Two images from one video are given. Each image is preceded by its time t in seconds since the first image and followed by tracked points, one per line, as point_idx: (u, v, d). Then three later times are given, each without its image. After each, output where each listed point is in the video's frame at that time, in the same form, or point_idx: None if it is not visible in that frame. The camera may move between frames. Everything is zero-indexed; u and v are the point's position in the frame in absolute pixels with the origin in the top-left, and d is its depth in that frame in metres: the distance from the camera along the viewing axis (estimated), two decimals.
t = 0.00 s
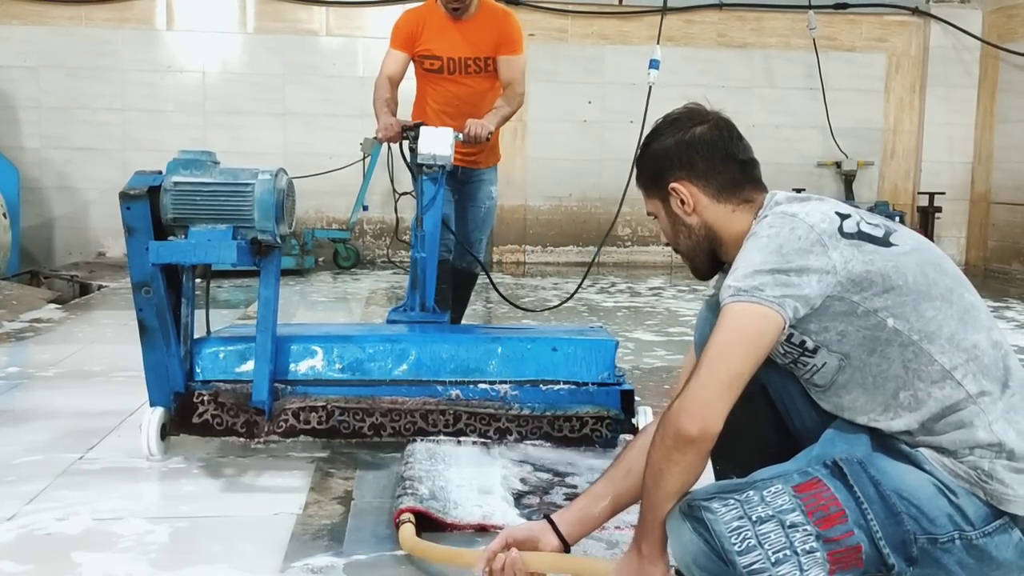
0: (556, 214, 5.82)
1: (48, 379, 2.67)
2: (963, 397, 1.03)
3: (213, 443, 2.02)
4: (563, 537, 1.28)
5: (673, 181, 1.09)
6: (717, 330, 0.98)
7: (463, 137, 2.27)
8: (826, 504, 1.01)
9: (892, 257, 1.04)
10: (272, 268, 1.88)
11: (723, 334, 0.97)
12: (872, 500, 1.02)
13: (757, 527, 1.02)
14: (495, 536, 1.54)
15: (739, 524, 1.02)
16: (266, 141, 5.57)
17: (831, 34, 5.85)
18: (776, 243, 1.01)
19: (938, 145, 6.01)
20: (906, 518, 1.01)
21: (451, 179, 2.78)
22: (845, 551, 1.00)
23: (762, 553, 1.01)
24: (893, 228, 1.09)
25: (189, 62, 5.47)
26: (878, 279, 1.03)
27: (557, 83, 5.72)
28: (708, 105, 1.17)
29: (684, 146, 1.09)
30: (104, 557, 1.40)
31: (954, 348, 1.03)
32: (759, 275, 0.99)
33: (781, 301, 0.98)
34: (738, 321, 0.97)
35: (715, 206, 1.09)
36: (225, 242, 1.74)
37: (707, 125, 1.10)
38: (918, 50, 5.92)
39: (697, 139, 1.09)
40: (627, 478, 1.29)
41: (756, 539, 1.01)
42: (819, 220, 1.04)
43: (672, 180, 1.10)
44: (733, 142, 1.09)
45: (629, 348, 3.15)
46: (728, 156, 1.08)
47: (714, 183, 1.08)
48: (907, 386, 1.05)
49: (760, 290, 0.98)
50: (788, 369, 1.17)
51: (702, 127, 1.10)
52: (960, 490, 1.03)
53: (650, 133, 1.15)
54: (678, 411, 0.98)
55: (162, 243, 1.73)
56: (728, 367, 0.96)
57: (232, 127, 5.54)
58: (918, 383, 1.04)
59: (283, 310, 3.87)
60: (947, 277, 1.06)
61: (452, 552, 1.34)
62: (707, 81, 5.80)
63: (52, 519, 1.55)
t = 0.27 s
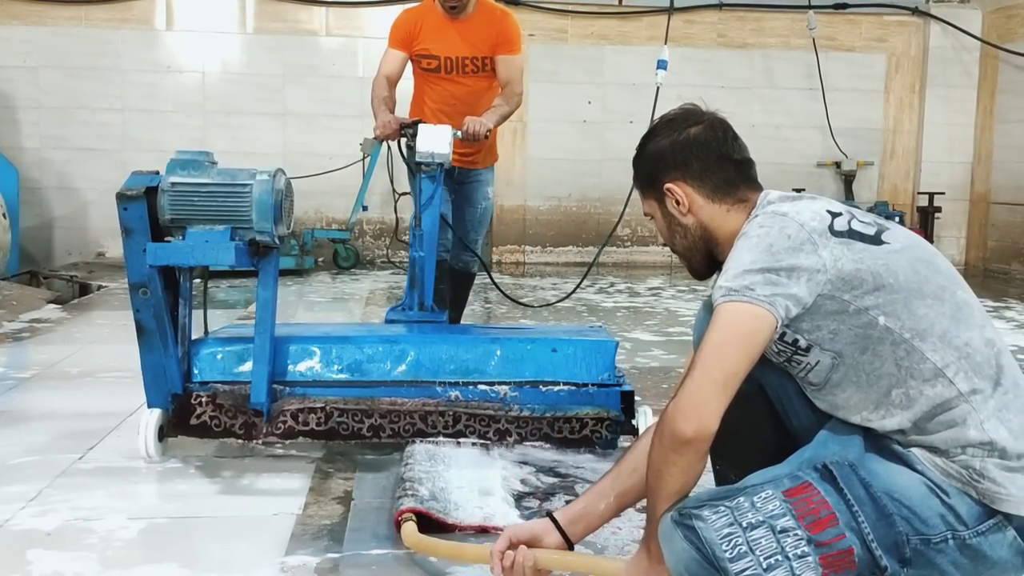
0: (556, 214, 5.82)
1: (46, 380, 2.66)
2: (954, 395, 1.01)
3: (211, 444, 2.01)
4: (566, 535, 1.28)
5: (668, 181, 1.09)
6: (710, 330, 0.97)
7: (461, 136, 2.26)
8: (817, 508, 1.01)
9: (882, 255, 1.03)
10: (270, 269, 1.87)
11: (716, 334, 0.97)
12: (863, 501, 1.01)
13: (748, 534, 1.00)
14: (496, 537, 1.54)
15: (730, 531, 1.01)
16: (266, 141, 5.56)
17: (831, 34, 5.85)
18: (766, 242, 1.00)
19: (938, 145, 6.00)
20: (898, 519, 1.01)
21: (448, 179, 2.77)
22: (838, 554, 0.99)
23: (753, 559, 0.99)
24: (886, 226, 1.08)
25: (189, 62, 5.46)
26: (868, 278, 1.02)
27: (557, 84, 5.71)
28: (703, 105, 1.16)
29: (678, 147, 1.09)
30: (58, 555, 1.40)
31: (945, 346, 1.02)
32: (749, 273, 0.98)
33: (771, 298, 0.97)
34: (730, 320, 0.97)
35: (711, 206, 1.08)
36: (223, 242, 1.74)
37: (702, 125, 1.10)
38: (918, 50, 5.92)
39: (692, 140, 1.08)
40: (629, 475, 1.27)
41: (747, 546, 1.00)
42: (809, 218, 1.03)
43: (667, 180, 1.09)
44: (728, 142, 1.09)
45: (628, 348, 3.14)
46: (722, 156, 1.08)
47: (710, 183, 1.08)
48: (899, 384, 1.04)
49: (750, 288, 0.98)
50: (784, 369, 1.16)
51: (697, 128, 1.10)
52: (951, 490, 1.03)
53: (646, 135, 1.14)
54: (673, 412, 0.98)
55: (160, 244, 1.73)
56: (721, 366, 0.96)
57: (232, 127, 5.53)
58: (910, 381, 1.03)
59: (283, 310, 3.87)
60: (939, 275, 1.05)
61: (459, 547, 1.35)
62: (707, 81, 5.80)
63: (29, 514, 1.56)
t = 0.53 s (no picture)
0: (555, 213, 5.81)
1: (44, 380, 2.66)
2: (949, 393, 1.01)
3: (206, 448, 1.99)
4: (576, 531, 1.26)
5: (664, 182, 1.09)
6: (706, 325, 0.97)
7: (458, 136, 2.26)
8: (817, 508, 1.00)
9: (876, 253, 1.03)
10: (267, 269, 1.87)
11: (712, 329, 0.96)
12: (863, 502, 1.01)
13: (749, 535, 1.00)
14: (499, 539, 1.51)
15: (731, 533, 1.00)
16: (264, 140, 5.55)
17: (831, 34, 5.84)
18: (761, 241, 1.00)
19: (937, 144, 6.00)
20: (899, 519, 1.00)
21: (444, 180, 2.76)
22: (840, 554, 0.98)
23: (756, 560, 0.99)
24: (880, 224, 1.08)
25: (188, 62, 5.45)
26: (863, 276, 1.02)
27: (557, 83, 5.71)
28: (698, 106, 1.16)
29: (672, 147, 1.09)
30: (34, 554, 1.40)
31: (940, 344, 1.02)
32: (744, 271, 0.98)
33: (766, 295, 0.97)
34: (726, 315, 0.96)
35: (707, 206, 1.08)
36: (219, 242, 1.73)
37: (696, 125, 1.10)
38: (917, 50, 5.92)
39: (686, 139, 1.08)
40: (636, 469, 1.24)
41: (749, 547, 0.99)
42: (804, 217, 1.03)
43: (663, 180, 1.09)
44: (723, 140, 1.08)
45: (627, 347, 3.14)
46: (717, 155, 1.07)
47: (704, 182, 1.07)
48: (894, 382, 1.04)
49: (746, 285, 0.97)
50: (782, 368, 1.16)
51: (692, 127, 1.09)
52: (951, 491, 1.03)
53: (641, 134, 1.14)
54: (669, 406, 0.98)
55: (155, 244, 1.72)
56: (717, 360, 0.95)
57: (231, 126, 5.52)
58: (905, 379, 1.03)
59: (282, 310, 3.86)
60: (933, 273, 1.05)
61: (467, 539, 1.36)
62: (706, 81, 5.80)
63: (6, 512, 1.58)
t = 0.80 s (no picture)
0: (554, 212, 5.80)
1: (43, 380, 2.64)
2: (953, 393, 1.00)
3: (202, 448, 1.99)
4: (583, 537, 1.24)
5: (665, 181, 1.08)
6: (711, 325, 0.96)
7: (454, 135, 2.25)
8: (820, 505, 0.99)
9: (881, 252, 1.02)
10: (264, 269, 1.85)
11: (717, 330, 0.95)
12: (867, 500, 1.00)
13: (752, 531, 0.99)
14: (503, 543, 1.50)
15: (734, 529, 0.99)
16: (264, 140, 5.54)
17: (830, 33, 5.83)
18: (765, 240, 0.99)
19: (936, 143, 5.99)
20: (902, 518, 0.99)
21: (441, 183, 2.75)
22: (841, 552, 0.98)
23: (757, 557, 0.98)
24: (885, 224, 1.07)
25: (187, 61, 5.44)
26: (868, 276, 1.00)
27: (556, 82, 5.70)
28: (699, 105, 1.15)
29: (674, 146, 1.07)
30: (31, 555, 1.40)
31: (944, 344, 1.01)
32: (748, 271, 0.97)
33: (771, 296, 0.96)
34: (730, 316, 0.95)
35: (710, 205, 1.07)
36: (215, 242, 1.72)
37: (697, 124, 1.09)
38: (916, 49, 5.91)
39: (688, 138, 1.07)
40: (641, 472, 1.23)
41: (751, 543, 0.98)
42: (808, 216, 1.02)
43: (664, 179, 1.08)
44: (725, 139, 1.07)
45: (626, 347, 3.13)
46: (720, 153, 1.06)
47: (707, 181, 1.06)
48: (898, 382, 1.03)
49: (750, 285, 0.96)
50: (784, 367, 1.15)
51: (693, 126, 1.08)
52: (956, 491, 1.01)
53: (642, 133, 1.13)
54: (672, 407, 0.96)
55: (151, 244, 1.70)
56: (721, 361, 0.94)
57: (231, 126, 5.51)
58: (910, 379, 1.02)
59: (281, 309, 3.85)
60: (938, 273, 1.04)
61: (471, 546, 1.33)
62: (705, 80, 5.79)
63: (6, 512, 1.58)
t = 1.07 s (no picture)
0: (554, 212, 5.80)
1: (41, 380, 2.64)
2: (954, 396, 1.00)
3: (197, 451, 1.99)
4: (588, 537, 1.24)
5: (667, 182, 1.08)
6: (705, 330, 0.96)
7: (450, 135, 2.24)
8: (813, 502, 1.00)
9: (881, 254, 1.01)
10: (259, 269, 1.85)
11: (710, 336, 0.95)
12: (861, 499, 1.00)
13: (743, 524, 1.00)
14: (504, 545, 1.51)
15: (725, 521, 1.00)
16: (263, 139, 5.53)
17: (830, 33, 5.83)
18: (764, 243, 0.99)
19: (936, 143, 5.98)
20: (895, 516, 0.99)
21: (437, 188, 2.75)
22: (832, 549, 0.98)
23: (747, 549, 0.99)
24: (886, 225, 1.06)
25: (186, 60, 5.44)
26: (867, 279, 1.00)
27: (556, 82, 5.69)
28: (700, 105, 1.14)
29: (675, 147, 1.07)
30: (31, 555, 1.42)
31: (946, 347, 1.00)
32: (745, 275, 0.97)
33: (768, 300, 0.96)
34: (725, 322, 0.95)
35: (711, 205, 1.07)
36: (210, 242, 1.72)
37: (698, 124, 1.08)
38: (916, 48, 5.90)
39: (688, 139, 1.07)
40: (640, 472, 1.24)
41: (742, 536, 1.00)
42: (809, 218, 1.01)
43: (666, 180, 1.08)
44: (726, 139, 1.07)
45: (625, 347, 3.13)
46: (721, 153, 1.06)
47: (709, 182, 1.06)
48: (899, 384, 1.02)
49: (746, 290, 0.96)
50: (783, 368, 1.15)
51: (693, 127, 1.08)
52: (953, 492, 1.01)
53: (645, 134, 1.12)
54: (663, 413, 0.97)
55: (145, 245, 1.69)
56: (714, 368, 0.95)
57: (230, 125, 5.50)
58: (910, 382, 1.01)
59: (280, 309, 3.84)
60: (940, 274, 1.03)
61: (475, 550, 1.33)
62: (705, 79, 5.78)
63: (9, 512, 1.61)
